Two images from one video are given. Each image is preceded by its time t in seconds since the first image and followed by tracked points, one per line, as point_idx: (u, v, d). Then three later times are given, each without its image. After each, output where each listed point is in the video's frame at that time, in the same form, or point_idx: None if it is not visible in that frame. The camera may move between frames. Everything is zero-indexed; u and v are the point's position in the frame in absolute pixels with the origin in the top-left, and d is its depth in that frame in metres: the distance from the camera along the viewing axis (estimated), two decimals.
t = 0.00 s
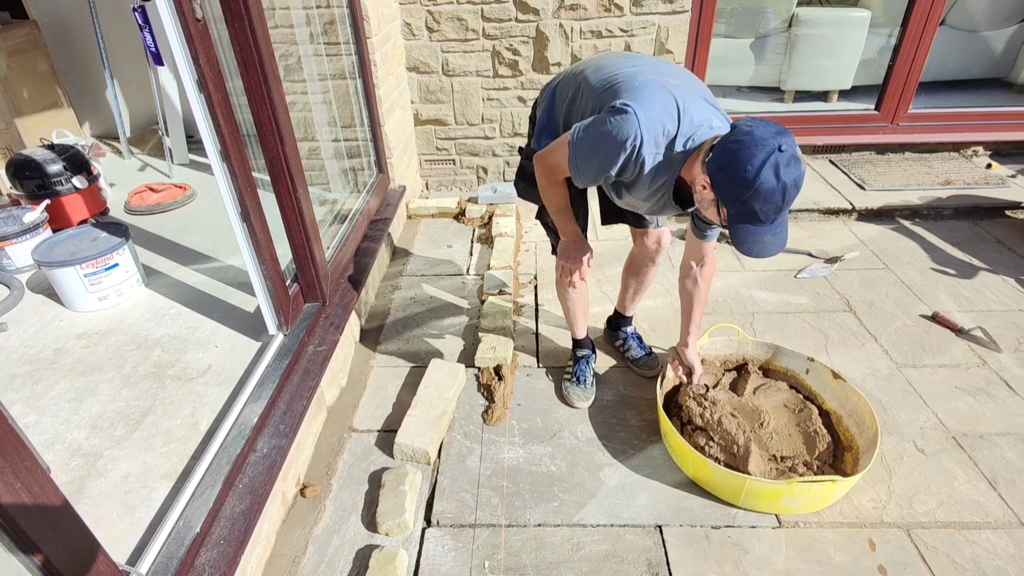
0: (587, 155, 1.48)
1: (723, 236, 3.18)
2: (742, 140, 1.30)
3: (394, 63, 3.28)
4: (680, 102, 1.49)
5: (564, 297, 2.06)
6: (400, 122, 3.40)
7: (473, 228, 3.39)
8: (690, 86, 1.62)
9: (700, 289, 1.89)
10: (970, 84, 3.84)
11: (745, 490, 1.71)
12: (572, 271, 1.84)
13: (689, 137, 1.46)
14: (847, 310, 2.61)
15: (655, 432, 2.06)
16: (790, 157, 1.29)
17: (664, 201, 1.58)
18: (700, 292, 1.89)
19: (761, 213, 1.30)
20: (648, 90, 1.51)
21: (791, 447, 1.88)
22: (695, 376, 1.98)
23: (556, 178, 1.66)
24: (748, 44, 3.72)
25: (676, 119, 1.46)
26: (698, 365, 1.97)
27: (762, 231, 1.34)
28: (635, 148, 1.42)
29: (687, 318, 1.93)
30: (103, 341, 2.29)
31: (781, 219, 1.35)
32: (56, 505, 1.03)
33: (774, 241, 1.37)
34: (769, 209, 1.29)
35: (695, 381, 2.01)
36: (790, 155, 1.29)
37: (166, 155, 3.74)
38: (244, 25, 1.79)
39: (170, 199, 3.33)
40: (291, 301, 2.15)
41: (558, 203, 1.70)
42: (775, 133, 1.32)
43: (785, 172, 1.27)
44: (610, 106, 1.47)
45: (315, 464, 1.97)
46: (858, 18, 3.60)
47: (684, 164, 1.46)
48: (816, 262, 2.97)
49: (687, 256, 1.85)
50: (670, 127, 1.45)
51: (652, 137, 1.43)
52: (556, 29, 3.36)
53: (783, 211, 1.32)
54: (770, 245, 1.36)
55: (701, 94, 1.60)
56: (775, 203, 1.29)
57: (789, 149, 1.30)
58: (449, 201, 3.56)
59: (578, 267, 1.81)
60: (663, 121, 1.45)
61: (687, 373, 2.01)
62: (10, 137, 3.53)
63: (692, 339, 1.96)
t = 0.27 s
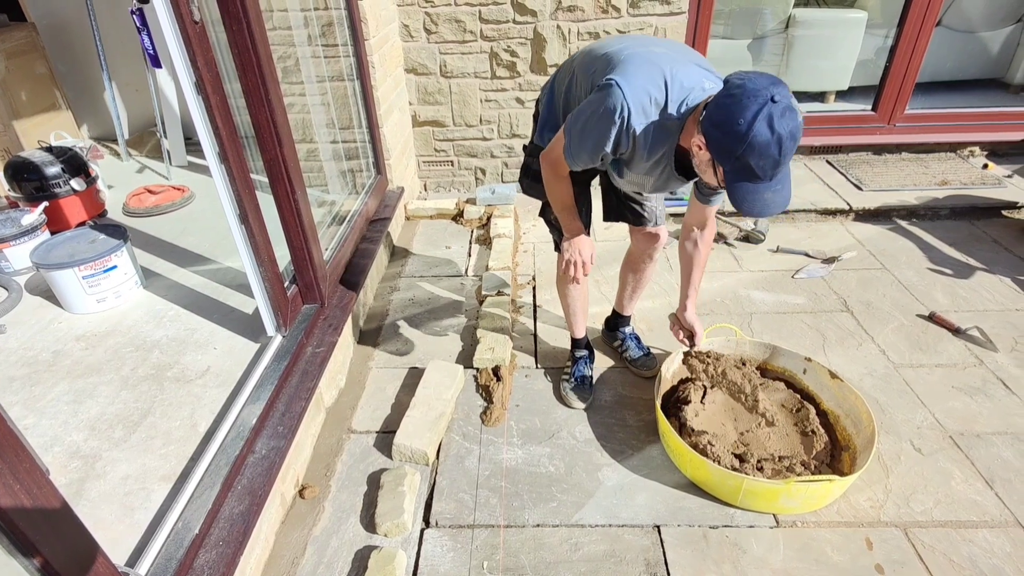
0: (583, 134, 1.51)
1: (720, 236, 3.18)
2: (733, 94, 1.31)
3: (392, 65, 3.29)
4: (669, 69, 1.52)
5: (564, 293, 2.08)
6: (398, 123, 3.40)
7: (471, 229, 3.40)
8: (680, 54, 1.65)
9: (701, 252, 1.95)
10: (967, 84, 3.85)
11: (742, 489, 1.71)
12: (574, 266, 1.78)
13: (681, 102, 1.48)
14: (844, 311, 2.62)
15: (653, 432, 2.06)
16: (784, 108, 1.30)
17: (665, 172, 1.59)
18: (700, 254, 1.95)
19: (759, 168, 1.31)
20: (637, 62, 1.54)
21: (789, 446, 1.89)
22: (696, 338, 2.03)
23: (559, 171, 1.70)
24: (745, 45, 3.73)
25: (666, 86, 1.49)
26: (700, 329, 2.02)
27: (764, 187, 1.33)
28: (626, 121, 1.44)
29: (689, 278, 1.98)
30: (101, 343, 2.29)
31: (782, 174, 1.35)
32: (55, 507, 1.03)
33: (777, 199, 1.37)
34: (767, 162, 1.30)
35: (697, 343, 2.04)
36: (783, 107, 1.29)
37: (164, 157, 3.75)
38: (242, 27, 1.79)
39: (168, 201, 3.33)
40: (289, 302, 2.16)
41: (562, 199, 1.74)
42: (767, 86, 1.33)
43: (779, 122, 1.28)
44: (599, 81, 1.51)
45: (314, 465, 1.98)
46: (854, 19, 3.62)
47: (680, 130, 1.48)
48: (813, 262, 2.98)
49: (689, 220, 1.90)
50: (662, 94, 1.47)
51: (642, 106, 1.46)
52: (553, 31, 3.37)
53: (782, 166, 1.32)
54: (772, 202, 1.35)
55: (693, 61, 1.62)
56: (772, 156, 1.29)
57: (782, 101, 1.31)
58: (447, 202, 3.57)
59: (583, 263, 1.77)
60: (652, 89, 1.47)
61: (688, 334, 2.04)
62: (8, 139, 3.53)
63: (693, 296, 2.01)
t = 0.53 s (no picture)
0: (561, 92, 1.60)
1: (719, 237, 3.18)
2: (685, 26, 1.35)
3: (390, 67, 3.29)
4: (645, 20, 1.58)
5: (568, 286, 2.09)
6: (396, 125, 3.41)
7: (470, 231, 3.40)
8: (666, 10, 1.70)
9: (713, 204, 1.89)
10: (964, 85, 3.86)
11: (741, 490, 1.72)
12: (584, 259, 1.79)
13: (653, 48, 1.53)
14: (842, 311, 2.62)
15: (652, 433, 2.06)
16: (740, 32, 1.31)
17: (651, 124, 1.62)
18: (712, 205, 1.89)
19: (704, 94, 1.33)
20: (615, 18, 1.62)
21: (787, 447, 1.89)
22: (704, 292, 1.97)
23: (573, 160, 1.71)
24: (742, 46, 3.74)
25: (638, 34, 1.55)
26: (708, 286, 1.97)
27: (701, 116, 1.35)
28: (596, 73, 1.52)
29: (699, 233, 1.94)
30: (100, 346, 2.29)
31: (733, 103, 1.35)
32: (53, 510, 1.03)
33: (724, 131, 1.38)
34: (711, 88, 1.31)
35: (704, 299, 2.00)
36: (737, 29, 1.31)
37: (163, 160, 3.75)
38: (240, 29, 1.79)
39: (167, 203, 3.33)
40: (287, 304, 2.16)
41: (574, 190, 1.74)
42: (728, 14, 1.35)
43: (728, 43, 1.29)
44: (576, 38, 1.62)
45: (313, 467, 1.97)
46: (851, 21, 3.62)
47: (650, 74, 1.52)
48: (811, 262, 2.99)
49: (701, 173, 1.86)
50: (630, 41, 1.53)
51: (608, 55, 1.53)
52: (551, 32, 3.37)
53: (731, 93, 1.33)
54: (717, 132, 1.37)
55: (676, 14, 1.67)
56: (712, 81, 1.31)
57: (739, 24, 1.32)
58: (446, 204, 3.58)
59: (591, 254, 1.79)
60: (624, 37, 1.54)
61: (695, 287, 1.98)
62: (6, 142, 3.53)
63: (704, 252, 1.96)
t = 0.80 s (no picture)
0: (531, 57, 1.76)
1: (719, 237, 3.18)
2: None
3: (389, 67, 3.29)
4: None
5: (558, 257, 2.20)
6: (395, 125, 3.41)
7: (469, 231, 3.40)
8: None
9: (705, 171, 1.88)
10: (963, 84, 3.86)
11: (741, 489, 1.72)
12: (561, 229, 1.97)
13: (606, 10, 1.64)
14: (841, 311, 2.62)
15: (651, 433, 2.06)
16: None
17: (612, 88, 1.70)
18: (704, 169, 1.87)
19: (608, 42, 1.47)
20: None
21: (787, 447, 1.89)
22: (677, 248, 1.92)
23: (554, 124, 1.90)
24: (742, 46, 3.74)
25: None
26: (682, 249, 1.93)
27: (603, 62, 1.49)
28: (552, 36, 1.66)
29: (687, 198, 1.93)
30: (99, 346, 2.29)
31: (636, 50, 1.47)
32: (52, 511, 1.03)
33: (626, 77, 1.50)
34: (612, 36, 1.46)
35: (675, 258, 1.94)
36: None
37: (162, 161, 3.75)
38: (239, 30, 1.79)
39: (166, 203, 3.32)
40: (287, 305, 2.16)
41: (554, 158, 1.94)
42: None
43: None
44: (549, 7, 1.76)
45: (312, 468, 1.97)
46: (850, 20, 3.62)
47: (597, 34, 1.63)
48: (811, 262, 2.99)
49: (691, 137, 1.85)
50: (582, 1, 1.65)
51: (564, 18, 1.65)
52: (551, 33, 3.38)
53: (628, 38, 1.46)
54: (617, 79, 1.49)
55: None
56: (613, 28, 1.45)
57: None
58: (445, 204, 3.58)
59: (564, 217, 1.95)
60: None
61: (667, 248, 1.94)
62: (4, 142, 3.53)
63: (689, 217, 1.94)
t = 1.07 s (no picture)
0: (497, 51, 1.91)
1: (721, 237, 3.18)
2: None
3: (392, 66, 3.29)
4: None
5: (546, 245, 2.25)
6: (398, 125, 3.41)
7: (471, 231, 3.40)
8: None
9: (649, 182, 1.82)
10: (966, 84, 3.86)
11: (744, 488, 1.72)
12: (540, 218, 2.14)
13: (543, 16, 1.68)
14: (844, 310, 2.62)
15: (654, 432, 2.06)
16: None
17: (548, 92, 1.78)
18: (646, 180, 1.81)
19: (512, 57, 1.41)
20: None
21: (791, 446, 1.89)
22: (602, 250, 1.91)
23: (526, 120, 2.00)
24: (744, 46, 3.74)
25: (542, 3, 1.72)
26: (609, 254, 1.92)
27: (522, 74, 1.40)
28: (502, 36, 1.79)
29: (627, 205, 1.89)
30: (103, 345, 2.29)
31: (545, 60, 1.39)
32: (57, 509, 1.03)
33: (541, 86, 1.41)
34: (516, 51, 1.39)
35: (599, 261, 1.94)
36: None
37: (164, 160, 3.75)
38: (243, 29, 1.79)
39: (169, 203, 3.33)
40: (290, 304, 2.16)
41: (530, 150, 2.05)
42: None
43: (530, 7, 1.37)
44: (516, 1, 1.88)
45: (316, 467, 1.97)
46: (852, 20, 3.62)
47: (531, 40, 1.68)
48: (814, 262, 2.99)
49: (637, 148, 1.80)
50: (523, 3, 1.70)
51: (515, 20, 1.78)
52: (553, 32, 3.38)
53: (535, 48, 1.38)
54: (535, 86, 1.40)
55: None
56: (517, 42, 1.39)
57: None
58: (447, 204, 3.58)
59: (546, 206, 2.09)
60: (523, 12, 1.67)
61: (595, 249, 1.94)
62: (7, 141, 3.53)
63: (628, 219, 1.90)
